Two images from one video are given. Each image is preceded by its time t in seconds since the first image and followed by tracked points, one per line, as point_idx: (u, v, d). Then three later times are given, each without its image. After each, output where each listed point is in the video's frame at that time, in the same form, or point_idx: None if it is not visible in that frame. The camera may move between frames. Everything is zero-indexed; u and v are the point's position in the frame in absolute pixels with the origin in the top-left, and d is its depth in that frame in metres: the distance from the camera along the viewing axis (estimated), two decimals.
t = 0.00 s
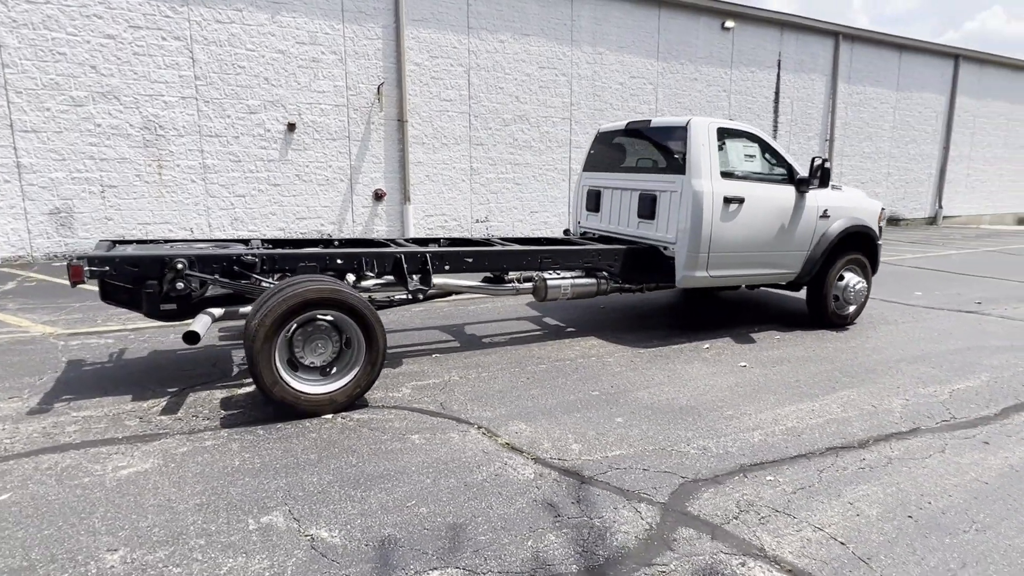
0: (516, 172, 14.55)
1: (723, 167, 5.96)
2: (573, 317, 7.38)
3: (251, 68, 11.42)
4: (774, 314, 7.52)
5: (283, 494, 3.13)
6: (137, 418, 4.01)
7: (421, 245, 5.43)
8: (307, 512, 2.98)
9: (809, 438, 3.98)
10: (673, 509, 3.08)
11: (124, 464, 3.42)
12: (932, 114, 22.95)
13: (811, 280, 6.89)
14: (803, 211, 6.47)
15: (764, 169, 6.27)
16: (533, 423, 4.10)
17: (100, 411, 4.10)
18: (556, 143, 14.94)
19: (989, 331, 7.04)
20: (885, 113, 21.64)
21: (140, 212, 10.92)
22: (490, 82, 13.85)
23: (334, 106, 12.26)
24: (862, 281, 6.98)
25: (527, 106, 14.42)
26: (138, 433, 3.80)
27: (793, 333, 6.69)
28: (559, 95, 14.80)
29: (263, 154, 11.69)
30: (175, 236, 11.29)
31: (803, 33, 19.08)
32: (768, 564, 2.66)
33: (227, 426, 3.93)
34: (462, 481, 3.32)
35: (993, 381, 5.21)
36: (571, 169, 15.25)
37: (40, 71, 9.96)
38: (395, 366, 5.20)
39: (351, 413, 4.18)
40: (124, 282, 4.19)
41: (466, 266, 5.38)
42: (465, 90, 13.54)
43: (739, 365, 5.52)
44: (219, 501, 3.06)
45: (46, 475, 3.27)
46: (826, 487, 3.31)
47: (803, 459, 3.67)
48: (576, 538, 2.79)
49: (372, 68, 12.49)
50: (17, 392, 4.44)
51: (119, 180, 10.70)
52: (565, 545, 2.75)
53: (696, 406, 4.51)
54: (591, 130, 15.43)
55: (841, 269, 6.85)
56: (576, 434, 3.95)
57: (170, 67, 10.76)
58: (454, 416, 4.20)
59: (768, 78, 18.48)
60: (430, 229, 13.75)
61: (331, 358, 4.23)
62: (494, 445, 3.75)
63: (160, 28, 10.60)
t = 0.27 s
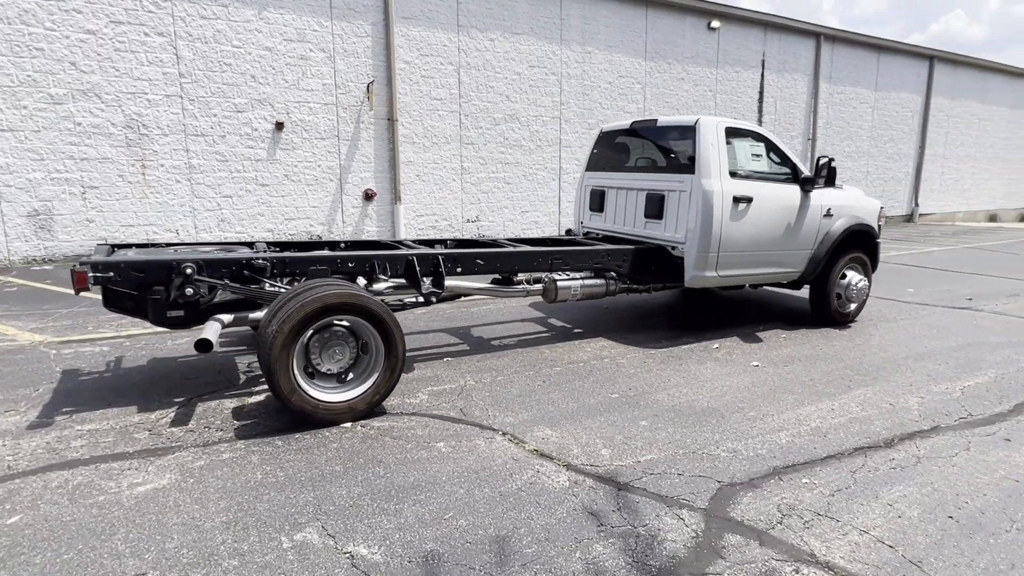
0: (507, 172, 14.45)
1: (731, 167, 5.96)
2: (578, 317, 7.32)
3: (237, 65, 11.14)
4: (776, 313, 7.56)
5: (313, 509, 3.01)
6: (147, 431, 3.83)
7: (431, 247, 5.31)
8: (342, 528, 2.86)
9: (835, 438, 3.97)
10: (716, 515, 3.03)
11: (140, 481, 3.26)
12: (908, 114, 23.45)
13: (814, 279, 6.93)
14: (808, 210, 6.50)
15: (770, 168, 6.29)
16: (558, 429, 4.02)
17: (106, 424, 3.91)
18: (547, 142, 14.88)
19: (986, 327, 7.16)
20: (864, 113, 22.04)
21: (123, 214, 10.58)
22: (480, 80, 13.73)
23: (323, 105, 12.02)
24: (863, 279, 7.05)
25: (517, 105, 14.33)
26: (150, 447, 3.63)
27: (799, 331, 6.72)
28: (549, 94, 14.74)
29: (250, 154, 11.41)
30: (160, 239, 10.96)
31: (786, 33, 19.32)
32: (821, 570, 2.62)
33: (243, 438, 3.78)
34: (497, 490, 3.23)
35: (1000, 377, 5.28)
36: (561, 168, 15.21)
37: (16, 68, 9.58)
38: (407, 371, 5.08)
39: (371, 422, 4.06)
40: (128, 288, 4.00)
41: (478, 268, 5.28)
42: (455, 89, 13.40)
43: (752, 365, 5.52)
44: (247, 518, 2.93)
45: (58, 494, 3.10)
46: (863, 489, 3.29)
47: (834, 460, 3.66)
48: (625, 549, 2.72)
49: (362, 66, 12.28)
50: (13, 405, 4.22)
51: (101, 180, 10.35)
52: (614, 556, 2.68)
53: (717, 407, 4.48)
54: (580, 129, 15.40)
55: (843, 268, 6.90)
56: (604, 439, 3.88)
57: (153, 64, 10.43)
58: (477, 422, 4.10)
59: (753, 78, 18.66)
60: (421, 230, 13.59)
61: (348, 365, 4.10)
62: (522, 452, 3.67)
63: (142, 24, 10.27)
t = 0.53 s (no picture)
0: (497, 171, 14.38)
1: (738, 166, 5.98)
2: (581, 317, 7.29)
3: (224, 63, 10.87)
4: (776, 311, 7.63)
5: (347, 521, 2.91)
6: (160, 443, 3.68)
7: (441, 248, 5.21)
8: (379, 540, 2.77)
9: (857, 436, 3.99)
10: (756, 517, 3.01)
11: (161, 495, 3.12)
12: (885, 114, 23.97)
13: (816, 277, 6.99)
14: (810, 209, 6.56)
15: (774, 167, 6.33)
16: (583, 432, 3.98)
17: (115, 436, 3.76)
18: (536, 142, 14.85)
19: (980, 323, 7.32)
20: (843, 113, 22.46)
21: (106, 215, 10.26)
22: (470, 79, 13.62)
23: (312, 104, 11.81)
24: (863, 276, 7.15)
25: (507, 104, 14.26)
26: (166, 459, 3.49)
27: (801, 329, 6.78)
28: (538, 93, 14.70)
29: (237, 154, 11.16)
30: (145, 241, 10.66)
31: (768, 34, 19.57)
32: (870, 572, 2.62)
33: (262, 447, 3.66)
34: (532, 497, 3.17)
35: (1003, 372, 5.39)
36: (551, 168, 15.19)
37: None
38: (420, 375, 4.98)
39: (391, 428, 3.96)
40: (137, 294, 3.85)
41: (490, 269, 5.20)
42: (445, 87, 13.28)
43: (762, 363, 5.54)
44: (280, 532, 2.82)
45: (76, 511, 2.95)
46: (895, 487, 3.31)
47: (861, 458, 3.67)
48: (673, 555, 2.68)
49: (351, 64, 12.09)
50: (13, 417, 4.03)
51: (83, 181, 10.02)
52: (663, 562, 2.64)
53: (737, 407, 4.48)
54: (569, 128, 15.39)
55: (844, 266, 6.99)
56: (631, 441, 3.85)
57: (137, 61, 10.13)
58: (500, 426, 4.03)
59: (737, 78, 18.87)
60: (412, 230, 13.45)
61: (367, 369, 4.00)
62: (551, 457, 3.61)
63: (125, 19, 9.97)
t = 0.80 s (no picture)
0: (488, 170, 14.32)
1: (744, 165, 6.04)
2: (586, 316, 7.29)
3: (211, 60, 10.62)
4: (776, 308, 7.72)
5: (389, 528, 2.86)
6: (181, 451, 3.57)
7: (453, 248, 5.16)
8: (426, 546, 2.72)
9: (878, 431, 4.06)
10: (796, 514, 3.03)
11: (191, 505, 3.03)
12: (862, 113, 24.49)
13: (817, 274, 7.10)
14: (812, 206, 6.66)
15: (778, 166, 6.41)
16: (610, 432, 3.96)
17: (132, 444, 3.63)
18: (526, 140, 14.82)
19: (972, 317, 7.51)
20: (823, 112, 22.88)
21: (90, 216, 9.95)
22: (460, 78, 13.54)
23: (302, 101, 11.61)
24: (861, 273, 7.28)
25: (497, 103, 14.21)
26: (191, 468, 3.39)
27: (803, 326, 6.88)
28: (528, 92, 14.67)
29: (226, 153, 10.91)
30: (131, 242, 10.37)
31: (751, 34, 19.83)
32: (916, 565, 2.65)
33: (288, 454, 3.57)
34: (572, 498, 3.14)
35: (1003, 365, 5.53)
36: (541, 166, 15.18)
37: None
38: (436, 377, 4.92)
39: (416, 431, 3.90)
40: (153, 298, 3.72)
41: (504, 268, 5.16)
42: (435, 86, 13.17)
43: (771, 360, 5.60)
44: (323, 540, 2.75)
45: (106, 524, 2.84)
46: (924, 481, 3.36)
47: (886, 452, 3.73)
48: (724, 555, 2.68)
49: (340, 62, 11.92)
50: (20, 427, 3.87)
51: (65, 181, 9.71)
52: (714, 562, 2.64)
53: (756, 404, 4.51)
54: (559, 127, 15.40)
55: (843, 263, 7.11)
56: (659, 440, 3.85)
57: (121, 57, 9.84)
58: (525, 427, 4.00)
59: (721, 77, 19.09)
60: (403, 230, 13.32)
61: (390, 372, 3.93)
62: (583, 457, 3.59)
63: (108, 14, 9.67)
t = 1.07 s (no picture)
0: (478, 169, 14.24)
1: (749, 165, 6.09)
2: (589, 317, 7.28)
3: (197, 57, 10.36)
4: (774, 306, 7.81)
5: (431, 539, 2.80)
6: (201, 462, 3.46)
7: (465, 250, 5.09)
8: (471, 557, 2.67)
9: (895, 428, 4.11)
10: (834, 514, 3.05)
11: (222, 519, 2.93)
12: (840, 113, 24.97)
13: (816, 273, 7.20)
14: (813, 206, 6.75)
15: (780, 166, 6.47)
16: (635, 434, 3.95)
17: (149, 457, 3.50)
18: (516, 140, 14.78)
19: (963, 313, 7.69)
20: (802, 112, 23.28)
21: (73, 217, 9.64)
22: (450, 76, 13.43)
23: (290, 100, 11.40)
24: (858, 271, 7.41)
25: (487, 102, 14.14)
26: (214, 480, 3.28)
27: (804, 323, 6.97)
28: (517, 91, 14.62)
29: (212, 152, 10.66)
30: (115, 244, 10.07)
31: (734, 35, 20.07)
32: (958, 563, 2.69)
33: (313, 463, 3.48)
34: (610, 503, 3.12)
35: (1002, 361, 5.67)
36: (530, 166, 15.16)
37: None
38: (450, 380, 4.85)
39: (440, 437, 3.84)
40: (168, 305, 3.60)
41: (517, 270, 5.12)
42: (425, 84, 13.05)
43: (779, 358, 5.66)
44: (365, 553, 2.69)
45: (135, 542, 2.73)
46: (950, 478, 3.41)
47: (907, 449, 3.78)
48: (771, 557, 2.68)
49: (329, 60, 11.73)
50: (26, 441, 3.70)
51: (46, 181, 9.38)
52: (763, 565, 2.64)
53: (773, 403, 4.54)
54: (548, 126, 15.38)
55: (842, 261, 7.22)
56: (686, 442, 3.84)
57: (104, 54, 9.54)
58: (550, 431, 3.96)
59: (706, 77, 19.28)
60: (393, 230, 13.17)
61: (413, 377, 3.86)
62: (613, 461, 3.57)
63: (90, 9, 9.36)
